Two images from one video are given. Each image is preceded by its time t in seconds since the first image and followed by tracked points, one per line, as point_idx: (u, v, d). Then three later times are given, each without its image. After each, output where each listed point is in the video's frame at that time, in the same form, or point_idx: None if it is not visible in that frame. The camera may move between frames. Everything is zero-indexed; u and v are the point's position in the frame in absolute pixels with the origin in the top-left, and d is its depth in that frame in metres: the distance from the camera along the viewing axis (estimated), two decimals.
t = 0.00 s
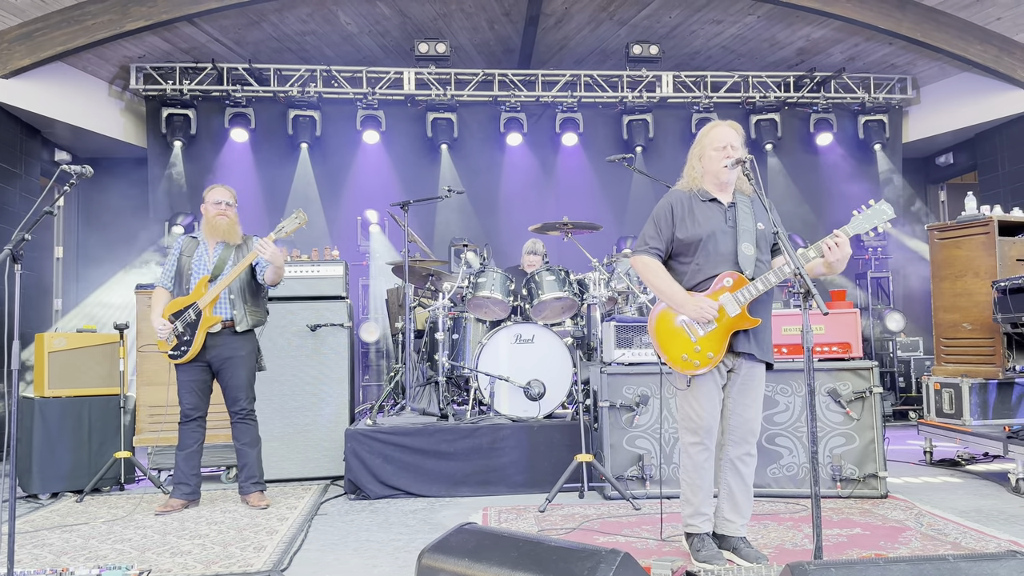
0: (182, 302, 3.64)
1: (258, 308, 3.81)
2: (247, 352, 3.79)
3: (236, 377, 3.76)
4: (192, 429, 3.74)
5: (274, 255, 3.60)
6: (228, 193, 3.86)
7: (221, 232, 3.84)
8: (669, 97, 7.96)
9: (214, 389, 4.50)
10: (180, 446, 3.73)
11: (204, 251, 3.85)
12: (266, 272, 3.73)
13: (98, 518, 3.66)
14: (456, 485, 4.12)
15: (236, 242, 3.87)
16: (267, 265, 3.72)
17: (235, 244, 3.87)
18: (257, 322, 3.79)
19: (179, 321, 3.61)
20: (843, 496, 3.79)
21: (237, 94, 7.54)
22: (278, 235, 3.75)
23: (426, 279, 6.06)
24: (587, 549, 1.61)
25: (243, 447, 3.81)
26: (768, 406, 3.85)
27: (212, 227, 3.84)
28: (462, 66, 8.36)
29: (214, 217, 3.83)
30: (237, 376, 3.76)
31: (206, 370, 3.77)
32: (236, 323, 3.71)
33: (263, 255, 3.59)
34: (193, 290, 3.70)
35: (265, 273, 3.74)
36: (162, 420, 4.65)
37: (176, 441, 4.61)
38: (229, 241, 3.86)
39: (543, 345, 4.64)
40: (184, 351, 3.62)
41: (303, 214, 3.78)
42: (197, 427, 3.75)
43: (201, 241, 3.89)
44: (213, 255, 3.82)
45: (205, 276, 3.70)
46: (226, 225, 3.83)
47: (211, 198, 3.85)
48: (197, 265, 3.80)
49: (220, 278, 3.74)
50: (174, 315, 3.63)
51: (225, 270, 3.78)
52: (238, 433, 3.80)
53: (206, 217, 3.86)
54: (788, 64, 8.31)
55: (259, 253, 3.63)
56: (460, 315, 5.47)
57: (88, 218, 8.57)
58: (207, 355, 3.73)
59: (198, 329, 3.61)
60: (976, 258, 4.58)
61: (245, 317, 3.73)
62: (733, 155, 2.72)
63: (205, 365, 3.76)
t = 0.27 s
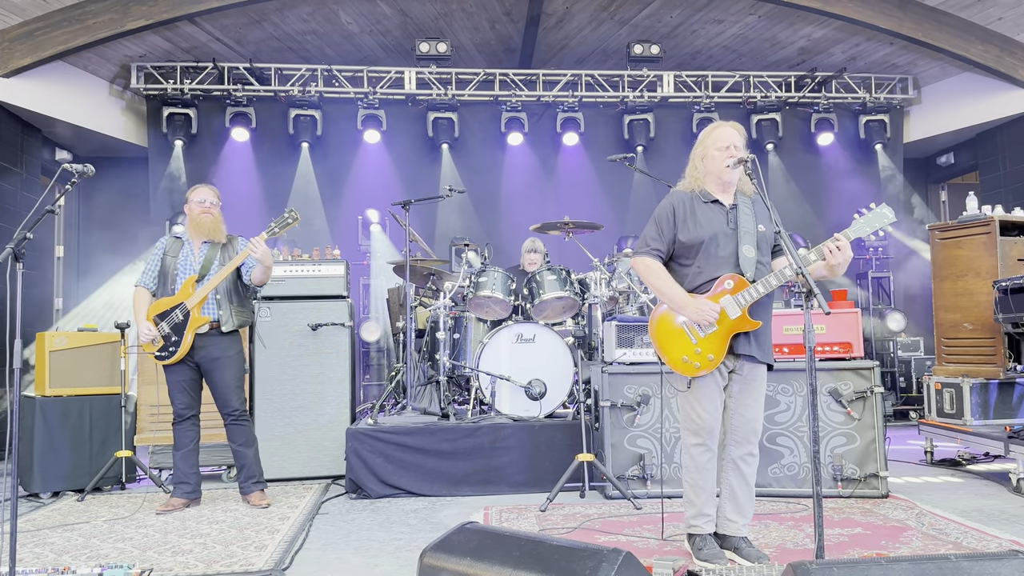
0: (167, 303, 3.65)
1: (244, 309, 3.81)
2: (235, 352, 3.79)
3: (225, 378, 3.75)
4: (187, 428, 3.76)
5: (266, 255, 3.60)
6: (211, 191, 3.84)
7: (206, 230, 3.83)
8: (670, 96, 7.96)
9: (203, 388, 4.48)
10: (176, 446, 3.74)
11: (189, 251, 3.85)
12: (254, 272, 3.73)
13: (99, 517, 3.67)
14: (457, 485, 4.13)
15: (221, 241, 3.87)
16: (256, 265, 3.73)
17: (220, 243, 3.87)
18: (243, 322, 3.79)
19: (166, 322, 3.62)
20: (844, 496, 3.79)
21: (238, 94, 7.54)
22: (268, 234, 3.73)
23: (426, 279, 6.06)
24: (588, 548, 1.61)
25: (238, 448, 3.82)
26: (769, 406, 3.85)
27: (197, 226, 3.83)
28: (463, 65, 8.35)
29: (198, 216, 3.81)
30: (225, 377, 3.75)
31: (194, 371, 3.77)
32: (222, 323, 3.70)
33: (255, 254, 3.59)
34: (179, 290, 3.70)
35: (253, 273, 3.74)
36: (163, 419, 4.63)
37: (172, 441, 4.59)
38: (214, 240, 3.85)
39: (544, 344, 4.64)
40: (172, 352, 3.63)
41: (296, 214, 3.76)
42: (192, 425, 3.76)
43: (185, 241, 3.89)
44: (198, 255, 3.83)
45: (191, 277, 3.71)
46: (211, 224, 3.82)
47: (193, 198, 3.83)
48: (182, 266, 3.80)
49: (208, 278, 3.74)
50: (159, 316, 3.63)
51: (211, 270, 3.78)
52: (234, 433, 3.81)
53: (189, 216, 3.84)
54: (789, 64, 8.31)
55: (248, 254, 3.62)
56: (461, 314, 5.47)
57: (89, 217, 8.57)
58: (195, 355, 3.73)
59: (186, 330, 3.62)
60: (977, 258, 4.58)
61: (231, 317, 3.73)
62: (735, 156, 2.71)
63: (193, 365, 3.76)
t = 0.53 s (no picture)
0: (159, 303, 3.63)
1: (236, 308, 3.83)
2: (229, 349, 3.80)
3: (219, 374, 3.75)
4: (182, 428, 3.74)
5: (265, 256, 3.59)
6: (193, 190, 3.81)
7: (195, 231, 3.81)
8: (670, 96, 7.95)
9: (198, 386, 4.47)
10: (173, 446, 3.73)
11: (179, 250, 3.84)
12: (250, 272, 3.71)
13: (98, 517, 3.66)
14: (456, 484, 4.12)
15: (210, 240, 3.85)
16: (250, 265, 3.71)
17: (210, 243, 3.86)
18: (235, 322, 3.80)
19: (158, 322, 3.59)
20: (844, 496, 3.79)
21: (238, 93, 7.54)
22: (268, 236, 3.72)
23: (426, 279, 6.06)
24: (588, 548, 1.61)
25: (236, 444, 3.80)
26: (769, 405, 3.85)
27: (185, 227, 3.81)
28: (462, 65, 8.35)
29: (183, 217, 3.78)
30: (219, 373, 3.75)
31: (189, 369, 3.77)
32: (216, 322, 3.71)
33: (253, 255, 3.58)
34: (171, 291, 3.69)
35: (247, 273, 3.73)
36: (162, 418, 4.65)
37: (168, 441, 4.61)
38: (204, 240, 3.84)
39: (544, 344, 4.64)
40: (163, 351, 3.61)
41: (297, 216, 3.76)
42: (187, 425, 3.75)
43: (173, 241, 3.87)
44: (189, 255, 3.83)
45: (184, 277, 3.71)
46: (198, 224, 3.79)
47: (178, 198, 3.79)
48: (172, 266, 3.80)
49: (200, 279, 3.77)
50: (151, 315, 3.60)
51: (203, 271, 3.79)
52: (232, 430, 3.79)
53: (174, 217, 3.82)
54: (789, 64, 8.31)
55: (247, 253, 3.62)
56: (461, 314, 5.47)
57: (89, 217, 8.57)
58: (189, 354, 3.73)
59: (180, 330, 3.61)
60: (977, 258, 4.58)
61: (224, 317, 3.74)
62: (734, 155, 2.71)
63: (188, 364, 3.76)
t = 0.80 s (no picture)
0: (161, 303, 3.62)
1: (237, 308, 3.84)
2: (230, 351, 3.82)
3: (220, 376, 3.76)
4: (183, 428, 3.74)
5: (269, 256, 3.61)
6: (192, 195, 3.78)
7: (198, 236, 3.81)
8: (670, 97, 7.96)
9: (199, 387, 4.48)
10: (173, 446, 3.73)
11: (180, 253, 3.84)
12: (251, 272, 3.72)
13: (98, 517, 3.67)
14: (456, 485, 4.13)
15: (212, 242, 3.85)
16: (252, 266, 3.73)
17: (212, 245, 3.85)
18: (236, 321, 3.82)
19: (161, 322, 3.59)
20: (843, 497, 3.79)
21: (238, 93, 7.54)
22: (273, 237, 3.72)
23: (426, 279, 6.06)
24: (587, 548, 1.62)
25: (235, 446, 3.79)
26: (769, 406, 3.86)
27: (187, 233, 3.80)
28: (463, 65, 8.35)
29: (186, 223, 3.79)
30: (219, 375, 3.76)
31: (188, 370, 3.77)
32: (219, 322, 3.72)
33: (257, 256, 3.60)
34: (173, 291, 3.69)
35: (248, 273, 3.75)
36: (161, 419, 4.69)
37: (167, 441, 4.62)
38: (206, 243, 3.84)
39: (544, 344, 4.64)
40: (167, 352, 3.61)
41: (300, 216, 3.77)
42: (188, 425, 3.75)
43: (174, 243, 3.86)
44: (190, 256, 3.84)
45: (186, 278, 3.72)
46: (201, 229, 3.80)
47: (177, 202, 3.76)
48: (174, 267, 3.80)
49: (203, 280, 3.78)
50: (153, 315, 3.60)
51: (206, 272, 3.81)
52: (230, 432, 3.79)
53: (176, 222, 3.81)
54: (789, 64, 8.32)
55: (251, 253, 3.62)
56: (461, 314, 5.47)
57: (88, 217, 8.57)
58: (191, 355, 3.73)
59: (182, 330, 3.61)
60: (976, 259, 4.58)
61: (226, 317, 3.76)
62: (733, 170, 2.71)
63: (188, 365, 3.76)
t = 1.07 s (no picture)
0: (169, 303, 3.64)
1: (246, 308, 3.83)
2: (237, 353, 3.79)
3: (227, 378, 3.74)
4: (187, 429, 3.75)
5: (273, 257, 3.59)
6: (200, 197, 3.76)
7: (206, 238, 3.79)
8: (669, 98, 7.96)
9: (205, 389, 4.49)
10: (176, 446, 3.74)
11: (188, 253, 3.83)
12: (257, 274, 3.73)
13: (97, 518, 3.66)
14: (455, 485, 4.12)
15: (221, 244, 3.83)
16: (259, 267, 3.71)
17: (220, 247, 3.83)
18: (245, 322, 3.81)
19: (168, 323, 3.60)
20: (842, 498, 3.79)
21: (237, 94, 7.54)
22: (276, 237, 3.71)
23: (426, 280, 6.06)
24: (586, 550, 1.62)
25: (241, 448, 3.79)
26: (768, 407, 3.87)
27: (196, 234, 3.79)
28: (462, 66, 8.35)
29: (194, 225, 3.77)
30: (227, 377, 3.74)
31: (196, 371, 3.77)
32: (226, 324, 3.71)
33: (261, 257, 3.58)
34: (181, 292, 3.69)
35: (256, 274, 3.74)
36: (161, 420, 4.69)
37: (170, 442, 4.63)
38: (214, 244, 3.82)
39: (543, 345, 4.64)
40: (174, 353, 3.62)
41: (305, 217, 3.76)
42: (192, 426, 3.75)
43: (183, 243, 3.86)
44: (199, 257, 3.83)
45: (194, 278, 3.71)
46: (209, 231, 3.79)
47: (185, 203, 3.74)
48: (182, 268, 3.79)
49: (209, 280, 3.75)
50: (161, 316, 3.62)
51: (213, 272, 3.77)
52: (236, 434, 3.79)
53: (185, 224, 3.79)
54: (789, 66, 8.33)
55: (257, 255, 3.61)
56: (461, 315, 5.46)
57: (88, 218, 8.57)
58: (198, 357, 3.72)
59: (189, 331, 3.61)
60: (976, 260, 4.58)
61: (234, 318, 3.74)
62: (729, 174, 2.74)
63: (195, 366, 3.76)
